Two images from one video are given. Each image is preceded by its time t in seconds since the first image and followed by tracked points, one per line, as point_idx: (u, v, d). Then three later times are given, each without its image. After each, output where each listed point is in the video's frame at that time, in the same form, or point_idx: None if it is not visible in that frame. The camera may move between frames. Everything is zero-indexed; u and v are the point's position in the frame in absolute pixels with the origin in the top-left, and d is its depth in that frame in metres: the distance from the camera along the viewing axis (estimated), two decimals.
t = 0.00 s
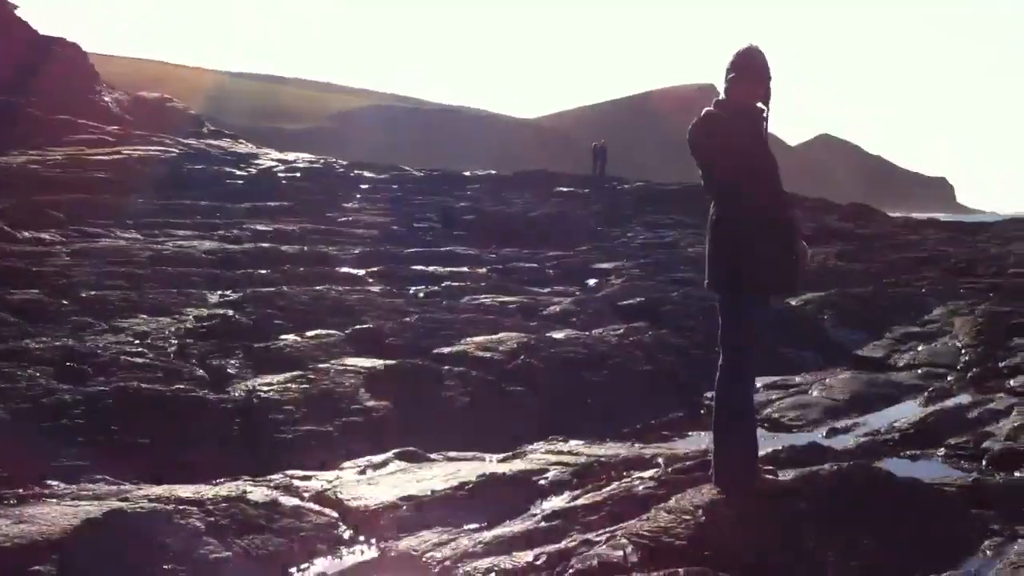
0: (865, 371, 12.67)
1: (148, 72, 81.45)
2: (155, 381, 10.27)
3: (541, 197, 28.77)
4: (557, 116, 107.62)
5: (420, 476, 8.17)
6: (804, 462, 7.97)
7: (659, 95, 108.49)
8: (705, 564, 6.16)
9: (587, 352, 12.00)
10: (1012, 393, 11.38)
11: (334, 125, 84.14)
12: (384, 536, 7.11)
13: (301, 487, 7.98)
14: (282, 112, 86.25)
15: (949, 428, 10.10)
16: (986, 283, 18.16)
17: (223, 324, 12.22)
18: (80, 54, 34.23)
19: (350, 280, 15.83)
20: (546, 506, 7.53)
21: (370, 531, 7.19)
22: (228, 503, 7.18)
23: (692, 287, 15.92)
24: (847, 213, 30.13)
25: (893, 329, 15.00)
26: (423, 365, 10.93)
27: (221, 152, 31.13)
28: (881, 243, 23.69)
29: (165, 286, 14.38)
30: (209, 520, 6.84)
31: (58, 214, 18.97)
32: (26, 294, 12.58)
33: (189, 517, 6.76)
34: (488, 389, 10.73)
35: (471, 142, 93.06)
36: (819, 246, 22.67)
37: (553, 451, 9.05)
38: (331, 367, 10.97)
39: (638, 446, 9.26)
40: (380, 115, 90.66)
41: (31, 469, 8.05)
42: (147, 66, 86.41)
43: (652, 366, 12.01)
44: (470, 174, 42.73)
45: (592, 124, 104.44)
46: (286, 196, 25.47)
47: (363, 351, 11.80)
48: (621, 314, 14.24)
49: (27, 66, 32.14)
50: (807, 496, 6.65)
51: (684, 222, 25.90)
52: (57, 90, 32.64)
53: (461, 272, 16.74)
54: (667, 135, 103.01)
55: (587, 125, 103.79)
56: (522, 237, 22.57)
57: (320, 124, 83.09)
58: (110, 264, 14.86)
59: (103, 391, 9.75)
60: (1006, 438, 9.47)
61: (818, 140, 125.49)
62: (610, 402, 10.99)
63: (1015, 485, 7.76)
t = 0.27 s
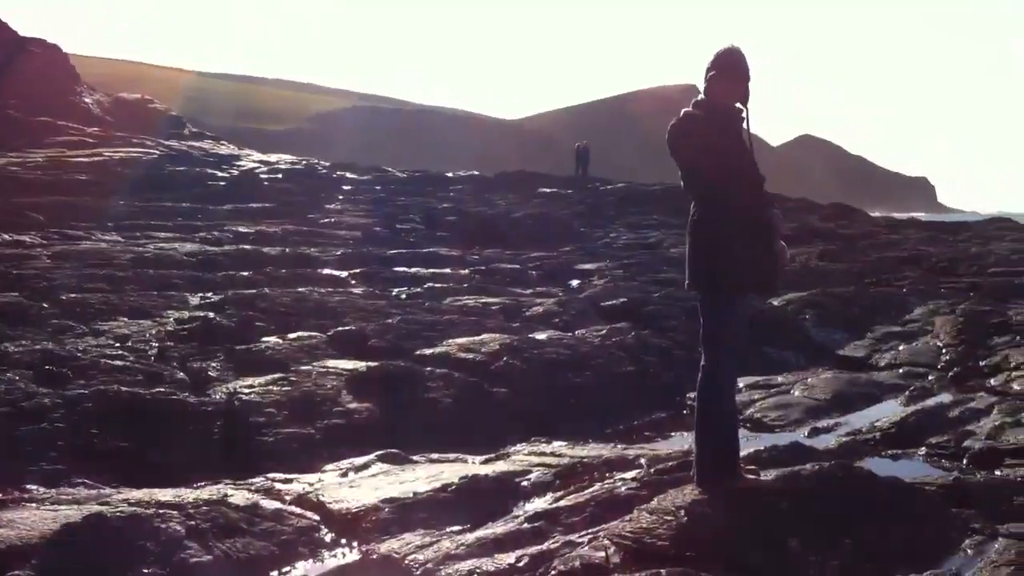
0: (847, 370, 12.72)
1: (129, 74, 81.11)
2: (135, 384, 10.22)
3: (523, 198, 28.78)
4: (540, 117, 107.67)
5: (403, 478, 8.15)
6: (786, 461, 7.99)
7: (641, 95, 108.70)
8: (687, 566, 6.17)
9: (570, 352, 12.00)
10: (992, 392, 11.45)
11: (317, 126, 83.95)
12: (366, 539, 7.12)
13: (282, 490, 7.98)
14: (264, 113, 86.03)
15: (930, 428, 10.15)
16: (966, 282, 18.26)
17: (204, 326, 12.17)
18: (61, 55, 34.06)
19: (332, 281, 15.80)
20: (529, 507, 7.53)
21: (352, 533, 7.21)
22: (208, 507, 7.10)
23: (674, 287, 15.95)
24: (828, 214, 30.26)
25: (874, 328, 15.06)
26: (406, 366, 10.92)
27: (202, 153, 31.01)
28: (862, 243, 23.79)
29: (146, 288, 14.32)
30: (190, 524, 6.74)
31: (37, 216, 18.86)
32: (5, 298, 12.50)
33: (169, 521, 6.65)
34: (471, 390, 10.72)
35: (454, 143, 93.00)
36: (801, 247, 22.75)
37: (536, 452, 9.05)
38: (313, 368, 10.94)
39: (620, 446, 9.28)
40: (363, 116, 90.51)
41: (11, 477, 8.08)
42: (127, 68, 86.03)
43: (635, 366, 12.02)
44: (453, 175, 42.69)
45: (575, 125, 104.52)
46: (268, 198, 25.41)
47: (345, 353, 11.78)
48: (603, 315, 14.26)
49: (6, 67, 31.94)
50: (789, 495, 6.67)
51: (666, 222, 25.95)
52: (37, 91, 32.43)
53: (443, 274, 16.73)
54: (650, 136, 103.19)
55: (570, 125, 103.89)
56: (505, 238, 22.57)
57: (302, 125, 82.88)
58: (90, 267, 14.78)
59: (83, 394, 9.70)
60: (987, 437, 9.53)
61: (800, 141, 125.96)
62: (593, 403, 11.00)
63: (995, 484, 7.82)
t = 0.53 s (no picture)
0: (823, 372, 12.77)
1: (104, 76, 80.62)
2: (109, 388, 10.14)
3: (501, 201, 28.77)
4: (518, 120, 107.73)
5: (379, 482, 8.11)
6: (762, 463, 8.00)
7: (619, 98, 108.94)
8: (663, 568, 6.16)
9: (547, 355, 12.00)
10: (966, 394, 11.53)
11: (294, 128, 83.69)
12: (342, 543, 7.05)
13: (258, 494, 7.93)
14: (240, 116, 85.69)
15: (905, 430, 10.20)
16: (941, 285, 18.38)
17: (179, 330, 12.09)
18: (35, 57, 33.85)
19: (308, 285, 15.73)
20: (505, 511, 7.51)
21: (328, 537, 7.14)
22: (182, 511, 7.08)
23: (651, 290, 15.98)
24: (804, 216, 30.38)
25: (850, 330, 15.13)
26: (382, 370, 10.89)
27: (178, 156, 30.86)
28: (837, 245, 23.92)
29: (120, 292, 14.22)
30: (164, 529, 6.74)
31: (10, 219, 18.70)
32: None
33: (142, 526, 6.67)
34: (448, 393, 10.69)
35: (432, 146, 92.91)
36: (778, 249, 22.84)
37: (512, 455, 9.03)
38: (288, 372, 10.89)
39: (597, 449, 9.28)
40: (340, 118, 90.30)
41: None
42: (102, 69, 85.50)
43: (612, 369, 12.03)
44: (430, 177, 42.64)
45: (552, 128, 104.62)
46: (244, 200, 25.29)
47: (321, 357, 11.73)
48: (580, 318, 14.27)
49: None
50: (765, 498, 6.68)
51: (643, 225, 25.99)
52: (11, 93, 32.18)
53: (420, 277, 16.69)
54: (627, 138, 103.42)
55: (548, 128, 103.98)
56: (482, 241, 22.55)
57: (279, 128, 82.59)
58: (64, 270, 14.67)
59: (56, 398, 9.61)
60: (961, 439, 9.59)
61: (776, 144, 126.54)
62: (570, 405, 11.00)
63: (969, 486, 7.87)
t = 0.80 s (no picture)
0: (798, 377, 12.82)
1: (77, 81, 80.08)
2: (82, 395, 10.06)
3: (478, 205, 28.77)
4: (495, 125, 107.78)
5: (355, 489, 8.08)
6: (738, 468, 8.03)
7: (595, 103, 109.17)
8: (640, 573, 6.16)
9: (524, 360, 11.99)
10: (941, 398, 11.61)
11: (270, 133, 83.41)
12: (319, 550, 7.01)
13: (233, 501, 7.89)
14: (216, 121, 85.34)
15: (880, 434, 10.26)
16: (915, 289, 18.50)
17: (153, 336, 12.01)
18: (9, 62, 33.58)
19: (284, 290, 15.67)
20: (482, 517, 7.50)
21: (304, 545, 7.09)
22: (156, 519, 7.02)
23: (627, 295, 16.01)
24: (780, 221, 30.52)
25: (825, 334, 15.21)
26: (358, 376, 10.85)
27: (153, 160, 30.67)
28: (812, 250, 24.05)
29: (94, 297, 14.11)
30: (138, 537, 6.69)
31: None
32: None
33: (116, 534, 6.61)
34: (424, 398, 10.66)
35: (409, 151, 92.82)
36: (753, 254, 22.94)
37: (489, 461, 9.01)
38: (264, 378, 10.83)
39: (574, 454, 9.28)
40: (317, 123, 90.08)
41: None
42: (76, 73, 84.94)
43: (589, 374, 12.03)
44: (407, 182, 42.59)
45: (529, 133, 104.72)
46: (220, 205, 25.17)
47: (297, 363, 11.68)
48: (557, 323, 14.27)
49: None
50: (741, 503, 6.70)
51: (620, 230, 26.04)
52: None
53: (397, 282, 16.66)
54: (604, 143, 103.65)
55: (525, 133, 104.06)
56: (459, 246, 22.53)
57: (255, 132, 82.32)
58: (37, 275, 14.55)
59: (28, 405, 9.52)
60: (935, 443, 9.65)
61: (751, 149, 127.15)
62: (548, 410, 10.99)
63: (943, 489, 7.93)
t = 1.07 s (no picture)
0: (772, 378, 12.88)
1: (48, 88, 79.49)
2: (53, 403, 9.97)
3: (452, 210, 28.73)
4: (469, 130, 107.79)
5: (329, 495, 8.05)
6: (712, 469, 8.05)
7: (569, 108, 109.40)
8: None
9: (499, 364, 11.98)
10: (913, 398, 11.70)
11: (243, 139, 83.06)
12: (292, 557, 6.97)
13: (206, 508, 7.84)
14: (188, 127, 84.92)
15: (853, 434, 10.32)
16: (887, 291, 18.62)
17: (125, 344, 11.92)
18: None
19: (257, 296, 15.60)
20: (456, 521, 7.48)
21: (277, 551, 7.05)
22: (129, 527, 6.97)
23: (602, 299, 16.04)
24: (753, 224, 30.66)
25: (799, 336, 15.29)
26: (332, 381, 10.80)
27: (124, 166, 30.47)
28: (786, 253, 24.17)
29: (65, 305, 13.99)
30: (110, 545, 6.64)
31: None
32: None
33: (88, 543, 6.55)
34: (399, 403, 10.63)
35: (383, 157, 92.65)
36: (727, 257, 23.04)
37: (464, 465, 9.00)
38: (237, 384, 10.77)
39: (549, 458, 9.28)
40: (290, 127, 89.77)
41: None
42: (46, 80, 84.28)
43: (564, 377, 12.04)
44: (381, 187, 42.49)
45: (503, 138, 104.80)
46: (193, 212, 25.02)
47: (271, 369, 11.63)
48: (532, 327, 14.27)
49: None
50: (714, 505, 6.72)
51: (594, 234, 26.09)
52: None
53: (371, 287, 16.62)
54: (578, 148, 103.83)
55: (499, 138, 104.12)
56: (433, 251, 22.51)
57: (228, 138, 81.93)
58: (6, 283, 14.41)
59: None
60: (908, 443, 9.74)
61: (724, 154, 127.81)
62: (522, 414, 10.98)
63: (915, 489, 7.98)
